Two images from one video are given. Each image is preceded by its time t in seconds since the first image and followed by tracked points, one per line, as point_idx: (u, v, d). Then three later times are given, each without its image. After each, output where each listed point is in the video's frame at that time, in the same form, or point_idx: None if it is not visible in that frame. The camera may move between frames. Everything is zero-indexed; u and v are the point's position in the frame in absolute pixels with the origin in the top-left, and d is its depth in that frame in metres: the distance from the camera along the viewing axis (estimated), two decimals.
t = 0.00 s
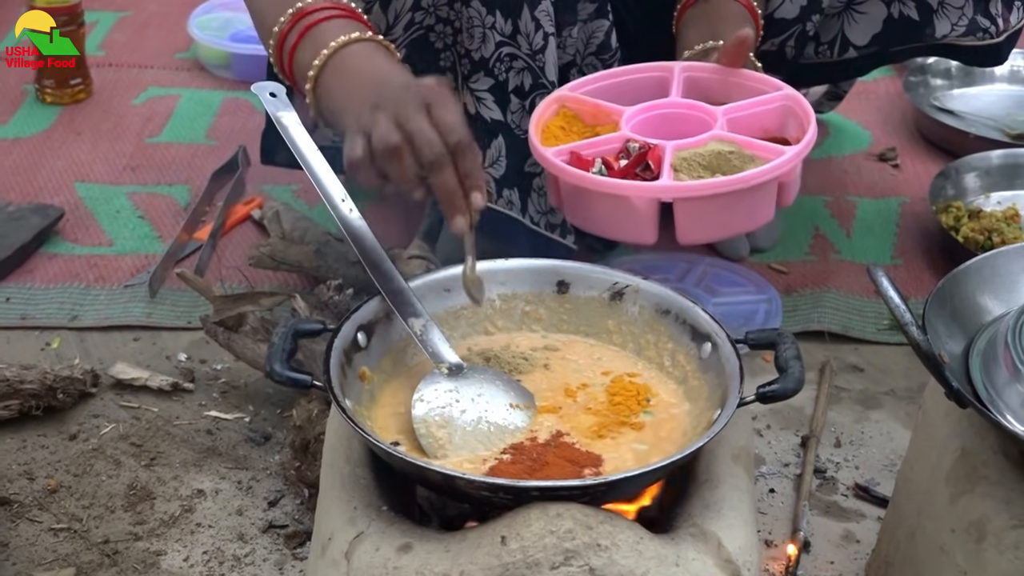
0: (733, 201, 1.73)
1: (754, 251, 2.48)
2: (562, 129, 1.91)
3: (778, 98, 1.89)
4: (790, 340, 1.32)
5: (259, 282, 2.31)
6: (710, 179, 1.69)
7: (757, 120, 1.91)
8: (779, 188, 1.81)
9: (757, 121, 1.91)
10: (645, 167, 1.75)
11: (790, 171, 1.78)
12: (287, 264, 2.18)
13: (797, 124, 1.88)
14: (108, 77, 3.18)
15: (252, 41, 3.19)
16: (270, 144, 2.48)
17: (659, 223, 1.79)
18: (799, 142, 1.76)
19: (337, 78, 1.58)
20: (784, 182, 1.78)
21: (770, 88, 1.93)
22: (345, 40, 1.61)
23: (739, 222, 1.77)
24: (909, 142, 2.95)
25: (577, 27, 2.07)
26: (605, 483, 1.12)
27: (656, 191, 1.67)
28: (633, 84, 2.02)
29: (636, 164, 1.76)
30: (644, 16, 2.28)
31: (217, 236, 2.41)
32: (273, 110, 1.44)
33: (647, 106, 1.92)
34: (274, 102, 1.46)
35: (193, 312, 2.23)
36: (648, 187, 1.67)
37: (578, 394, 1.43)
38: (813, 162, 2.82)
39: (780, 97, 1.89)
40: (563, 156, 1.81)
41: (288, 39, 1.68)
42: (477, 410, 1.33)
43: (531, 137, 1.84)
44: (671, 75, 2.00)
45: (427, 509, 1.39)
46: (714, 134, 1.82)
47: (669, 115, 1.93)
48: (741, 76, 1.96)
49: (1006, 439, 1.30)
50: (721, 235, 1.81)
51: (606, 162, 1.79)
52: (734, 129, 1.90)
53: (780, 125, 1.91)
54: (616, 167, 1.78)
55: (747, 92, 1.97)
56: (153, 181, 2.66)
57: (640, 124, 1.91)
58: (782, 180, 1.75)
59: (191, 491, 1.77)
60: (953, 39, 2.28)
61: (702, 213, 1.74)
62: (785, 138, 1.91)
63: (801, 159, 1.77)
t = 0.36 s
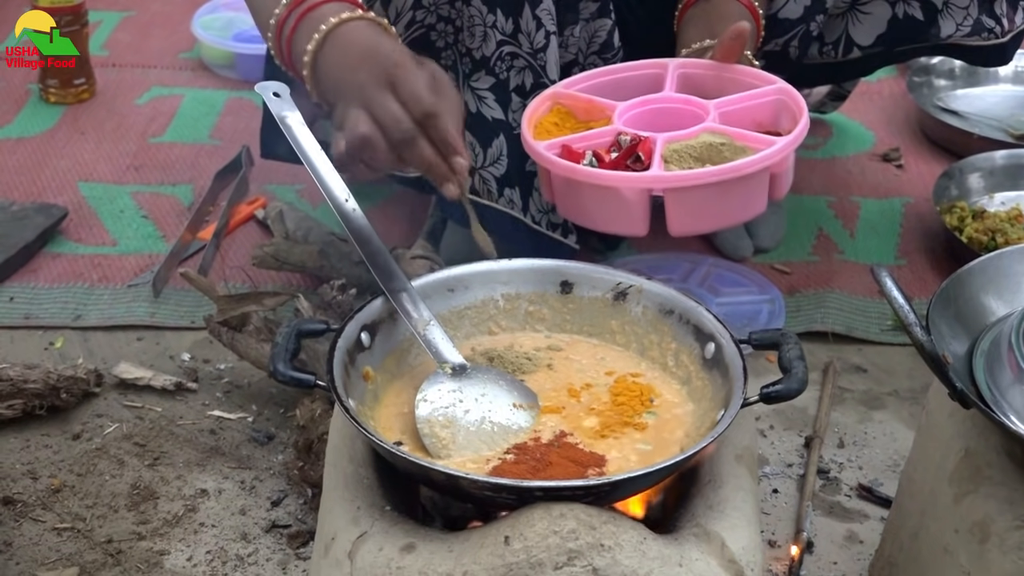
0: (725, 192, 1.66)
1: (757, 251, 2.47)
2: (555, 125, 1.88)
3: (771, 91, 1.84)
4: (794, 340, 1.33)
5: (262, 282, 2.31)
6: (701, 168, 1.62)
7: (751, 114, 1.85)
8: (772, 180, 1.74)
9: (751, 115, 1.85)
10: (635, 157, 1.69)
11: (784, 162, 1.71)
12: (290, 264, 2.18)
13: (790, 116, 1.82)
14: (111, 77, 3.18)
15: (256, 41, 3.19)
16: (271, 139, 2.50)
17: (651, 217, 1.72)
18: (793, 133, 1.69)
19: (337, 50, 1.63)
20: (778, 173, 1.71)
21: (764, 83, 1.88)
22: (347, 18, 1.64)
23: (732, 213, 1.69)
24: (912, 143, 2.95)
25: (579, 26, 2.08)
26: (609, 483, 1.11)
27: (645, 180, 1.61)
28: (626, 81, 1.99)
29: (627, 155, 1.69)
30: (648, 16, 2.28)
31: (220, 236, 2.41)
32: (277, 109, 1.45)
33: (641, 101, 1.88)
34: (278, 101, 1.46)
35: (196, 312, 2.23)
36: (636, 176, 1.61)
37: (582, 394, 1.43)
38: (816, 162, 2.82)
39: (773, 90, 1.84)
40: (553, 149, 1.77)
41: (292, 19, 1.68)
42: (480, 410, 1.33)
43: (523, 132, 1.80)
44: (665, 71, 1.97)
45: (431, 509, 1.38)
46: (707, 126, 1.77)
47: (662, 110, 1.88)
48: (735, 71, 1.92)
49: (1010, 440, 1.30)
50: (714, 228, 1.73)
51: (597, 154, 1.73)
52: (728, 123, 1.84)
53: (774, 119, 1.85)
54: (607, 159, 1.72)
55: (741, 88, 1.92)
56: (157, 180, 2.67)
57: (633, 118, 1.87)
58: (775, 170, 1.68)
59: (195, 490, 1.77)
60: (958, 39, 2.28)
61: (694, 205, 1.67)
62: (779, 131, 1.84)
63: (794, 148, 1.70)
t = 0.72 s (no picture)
0: (700, 188, 1.57)
1: (758, 251, 2.47)
2: (535, 123, 1.75)
3: (752, 88, 1.73)
4: (793, 340, 1.33)
5: (263, 282, 2.31)
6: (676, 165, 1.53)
7: (729, 111, 1.75)
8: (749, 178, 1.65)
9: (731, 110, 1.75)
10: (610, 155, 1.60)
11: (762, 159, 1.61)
12: (290, 264, 2.18)
13: (770, 112, 1.71)
14: (111, 77, 3.18)
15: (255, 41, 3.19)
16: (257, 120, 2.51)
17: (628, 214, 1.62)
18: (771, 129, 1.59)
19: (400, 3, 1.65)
20: (755, 170, 1.62)
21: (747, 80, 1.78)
22: None
23: (708, 210, 1.60)
24: (912, 142, 2.95)
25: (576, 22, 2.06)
26: (609, 483, 1.11)
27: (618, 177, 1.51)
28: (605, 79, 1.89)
29: (603, 154, 1.61)
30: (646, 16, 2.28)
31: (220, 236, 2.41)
32: (277, 109, 1.45)
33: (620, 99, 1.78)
34: (278, 100, 1.47)
35: (197, 312, 2.23)
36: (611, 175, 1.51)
37: (582, 394, 1.43)
38: (816, 162, 2.82)
39: (754, 86, 1.73)
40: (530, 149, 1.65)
41: None
42: (480, 410, 1.32)
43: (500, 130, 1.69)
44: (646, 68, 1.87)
45: (431, 508, 1.39)
46: (684, 122, 1.66)
47: (642, 108, 1.77)
48: (717, 68, 1.82)
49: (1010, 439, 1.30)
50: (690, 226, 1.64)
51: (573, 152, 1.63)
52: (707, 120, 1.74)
53: (755, 117, 1.74)
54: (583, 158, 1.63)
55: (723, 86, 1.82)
56: (157, 180, 2.67)
57: (612, 116, 1.76)
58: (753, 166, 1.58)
59: (194, 490, 1.77)
60: (956, 39, 2.29)
61: (669, 202, 1.58)
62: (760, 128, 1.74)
63: (773, 145, 1.60)
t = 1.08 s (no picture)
0: (674, 163, 1.53)
1: (758, 250, 2.47)
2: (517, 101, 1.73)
3: (733, 72, 1.68)
4: (794, 340, 1.33)
5: (263, 281, 2.31)
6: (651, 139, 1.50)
7: (711, 94, 1.70)
8: (726, 157, 1.61)
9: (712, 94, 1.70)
10: (587, 130, 1.57)
11: (739, 138, 1.57)
12: (290, 263, 2.18)
13: (751, 94, 1.66)
14: (111, 76, 3.18)
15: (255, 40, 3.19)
16: (251, 117, 2.51)
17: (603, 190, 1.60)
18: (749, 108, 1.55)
19: (451, 4, 1.75)
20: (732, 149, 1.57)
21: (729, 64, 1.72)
22: None
23: (681, 188, 1.57)
24: (912, 142, 2.95)
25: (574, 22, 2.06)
26: (608, 483, 1.11)
27: (591, 149, 1.48)
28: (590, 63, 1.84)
29: (580, 128, 1.58)
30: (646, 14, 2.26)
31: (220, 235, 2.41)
32: (276, 108, 1.45)
33: (602, 79, 1.74)
34: (278, 100, 1.47)
35: (196, 312, 2.23)
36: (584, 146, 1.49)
37: (582, 394, 1.43)
38: (816, 162, 2.82)
39: (736, 70, 1.68)
40: (508, 122, 1.62)
41: None
42: (480, 410, 1.32)
43: (480, 105, 1.67)
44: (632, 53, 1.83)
45: (431, 508, 1.39)
46: (663, 101, 1.63)
47: (625, 89, 1.74)
48: (702, 54, 1.77)
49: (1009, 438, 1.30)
50: (665, 203, 1.60)
51: (550, 127, 1.60)
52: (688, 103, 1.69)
53: (736, 102, 1.69)
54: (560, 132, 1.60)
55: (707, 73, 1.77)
56: (156, 179, 2.67)
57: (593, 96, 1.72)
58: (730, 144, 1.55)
59: (194, 489, 1.77)
60: (957, 38, 2.29)
61: (644, 176, 1.54)
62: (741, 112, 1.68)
63: (750, 124, 1.56)
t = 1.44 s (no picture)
0: (670, 161, 1.53)
1: (757, 250, 2.47)
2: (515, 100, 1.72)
3: (731, 69, 1.67)
4: (793, 340, 1.33)
5: (263, 281, 2.31)
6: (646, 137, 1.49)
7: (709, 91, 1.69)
8: (724, 155, 1.60)
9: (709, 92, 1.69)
10: (583, 129, 1.56)
11: (736, 135, 1.56)
12: (290, 263, 2.18)
13: (749, 92, 1.65)
14: (111, 76, 3.18)
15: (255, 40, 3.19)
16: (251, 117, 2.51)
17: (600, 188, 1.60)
18: (745, 106, 1.54)
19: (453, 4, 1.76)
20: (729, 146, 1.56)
21: (727, 61, 1.71)
22: None
23: (678, 186, 1.56)
24: (912, 142, 2.95)
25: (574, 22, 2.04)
26: (608, 483, 1.11)
27: (587, 147, 1.48)
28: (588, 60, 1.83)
29: (575, 126, 1.57)
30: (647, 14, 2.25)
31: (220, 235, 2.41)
32: (277, 108, 1.45)
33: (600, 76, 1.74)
34: (278, 101, 1.47)
35: (196, 311, 2.23)
36: (580, 144, 1.48)
37: (581, 394, 1.43)
38: (816, 161, 2.82)
39: (733, 67, 1.67)
40: (505, 120, 1.61)
41: None
42: (480, 409, 1.32)
43: (477, 103, 1.66)
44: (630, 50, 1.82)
45: (431, 508, 1.40)
46: (660, 99, 1.62)
47: (621, 87, 1.73)
48: (699, 51, 1.76)
49: (1009, 438, 1.30)
50: (662, 201, 1.59)
51: (547, 125, 1.60)
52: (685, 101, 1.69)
53: (734, 99, 1.68)
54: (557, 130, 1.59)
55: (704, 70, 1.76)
56: (156, 179, 2.67)
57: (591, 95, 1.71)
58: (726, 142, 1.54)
59: (194, 489, 1.77)
60: (957, 38, 2.29)
61: (640, 174, 1.54)
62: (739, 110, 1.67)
63: (747, 122, 1.55)
